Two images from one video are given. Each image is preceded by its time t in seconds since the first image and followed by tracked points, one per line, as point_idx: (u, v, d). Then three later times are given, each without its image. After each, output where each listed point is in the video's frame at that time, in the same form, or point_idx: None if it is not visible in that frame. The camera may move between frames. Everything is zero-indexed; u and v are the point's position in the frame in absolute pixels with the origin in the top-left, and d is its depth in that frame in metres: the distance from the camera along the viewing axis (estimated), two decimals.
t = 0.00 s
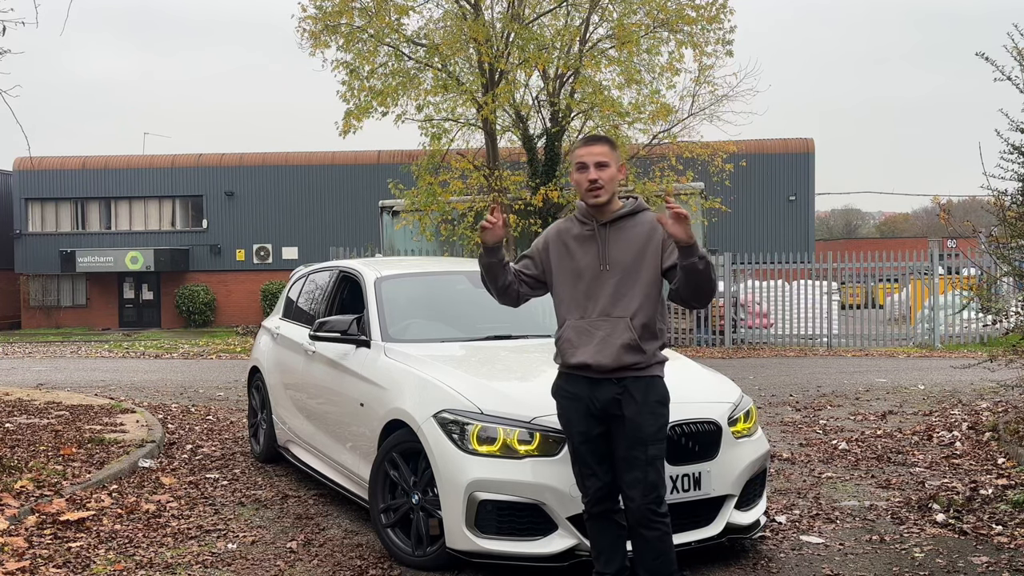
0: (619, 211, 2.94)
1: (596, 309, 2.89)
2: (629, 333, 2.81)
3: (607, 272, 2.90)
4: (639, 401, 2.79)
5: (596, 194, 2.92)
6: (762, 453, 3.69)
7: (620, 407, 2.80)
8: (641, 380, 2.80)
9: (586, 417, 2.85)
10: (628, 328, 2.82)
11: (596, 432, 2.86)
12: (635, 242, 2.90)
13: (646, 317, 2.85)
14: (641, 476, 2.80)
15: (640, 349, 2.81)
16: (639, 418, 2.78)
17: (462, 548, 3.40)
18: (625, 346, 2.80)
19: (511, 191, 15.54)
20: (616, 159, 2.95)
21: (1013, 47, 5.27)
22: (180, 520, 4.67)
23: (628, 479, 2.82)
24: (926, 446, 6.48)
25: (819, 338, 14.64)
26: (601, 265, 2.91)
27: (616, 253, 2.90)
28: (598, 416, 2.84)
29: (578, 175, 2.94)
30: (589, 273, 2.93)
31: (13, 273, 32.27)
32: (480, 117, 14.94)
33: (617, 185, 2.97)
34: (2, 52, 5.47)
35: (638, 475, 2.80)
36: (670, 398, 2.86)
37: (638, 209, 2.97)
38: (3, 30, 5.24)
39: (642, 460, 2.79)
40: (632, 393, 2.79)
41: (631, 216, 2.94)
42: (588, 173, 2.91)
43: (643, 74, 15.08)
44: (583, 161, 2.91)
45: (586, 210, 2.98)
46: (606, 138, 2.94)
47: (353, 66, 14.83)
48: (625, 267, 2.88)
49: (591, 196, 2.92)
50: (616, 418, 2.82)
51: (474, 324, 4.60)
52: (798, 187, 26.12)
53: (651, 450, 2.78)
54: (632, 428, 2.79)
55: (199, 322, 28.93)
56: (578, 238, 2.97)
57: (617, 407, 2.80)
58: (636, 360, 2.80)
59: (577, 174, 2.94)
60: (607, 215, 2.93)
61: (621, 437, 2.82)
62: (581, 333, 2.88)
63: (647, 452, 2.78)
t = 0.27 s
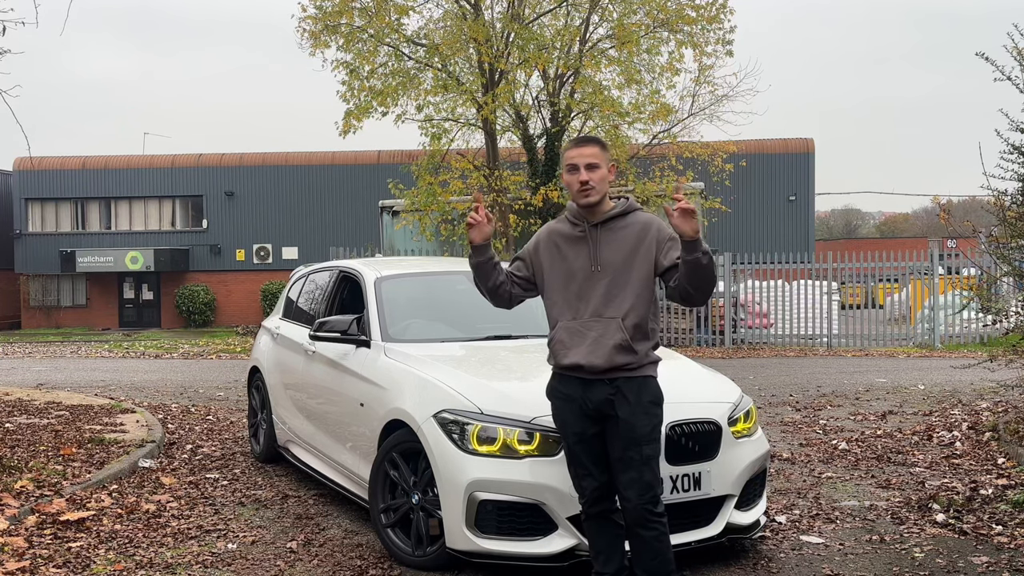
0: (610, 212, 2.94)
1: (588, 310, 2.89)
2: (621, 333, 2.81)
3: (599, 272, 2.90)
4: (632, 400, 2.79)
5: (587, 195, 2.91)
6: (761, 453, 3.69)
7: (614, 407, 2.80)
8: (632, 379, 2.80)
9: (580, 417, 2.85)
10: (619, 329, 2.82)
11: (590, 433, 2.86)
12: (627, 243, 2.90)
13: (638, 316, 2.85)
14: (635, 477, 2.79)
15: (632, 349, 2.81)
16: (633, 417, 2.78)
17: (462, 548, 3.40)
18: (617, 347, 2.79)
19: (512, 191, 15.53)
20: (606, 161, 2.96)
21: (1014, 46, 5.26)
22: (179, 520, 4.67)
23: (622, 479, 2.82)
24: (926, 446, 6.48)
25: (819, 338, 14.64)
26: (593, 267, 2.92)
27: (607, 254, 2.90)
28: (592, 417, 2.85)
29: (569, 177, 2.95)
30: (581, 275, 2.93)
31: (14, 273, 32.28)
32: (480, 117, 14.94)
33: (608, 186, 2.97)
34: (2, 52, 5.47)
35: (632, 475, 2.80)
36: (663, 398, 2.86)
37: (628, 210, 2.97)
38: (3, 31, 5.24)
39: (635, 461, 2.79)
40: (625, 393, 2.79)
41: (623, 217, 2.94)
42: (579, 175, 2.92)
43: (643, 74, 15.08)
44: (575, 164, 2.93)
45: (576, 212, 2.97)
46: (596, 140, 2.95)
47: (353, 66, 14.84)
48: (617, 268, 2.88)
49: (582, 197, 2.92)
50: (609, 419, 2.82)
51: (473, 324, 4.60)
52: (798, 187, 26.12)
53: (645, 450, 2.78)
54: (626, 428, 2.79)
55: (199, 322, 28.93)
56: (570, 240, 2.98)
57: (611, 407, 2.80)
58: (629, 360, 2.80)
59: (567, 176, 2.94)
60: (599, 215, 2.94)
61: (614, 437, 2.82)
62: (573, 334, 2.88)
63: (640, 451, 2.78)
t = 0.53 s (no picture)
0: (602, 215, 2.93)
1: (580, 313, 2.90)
2: (613, 335, 2.80)
3: (590, 276, 2.90)
4: (625, 397, 2.79)
5: (576, 200, 2.92)
6: (761, 453, 3.69)
7: (608, 406, 2.80)
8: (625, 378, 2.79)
9: (576, 418, 2.86)
10: (611, 330, 2.81)
11: (586, 432, 2.87)
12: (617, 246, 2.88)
13: (629, 319, 2.83)
14: (631, 475, 2.79)
15: (624, 350, 2.80)
16: (627, 416, 2.78)
17: (462, 547, 3.40)
18: (609, 347, 2.79)
19: (512, 191, 15.54)
20: (597, 162, 2.94)
21: (1014, 46, 5.25)
22: (180, 520, 4.67)
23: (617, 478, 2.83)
24: (927, 446, 6.48)
25: (819, 338, 14.64)
26: (584, 270, 2.91)
27: (597, 257, 2.89)
28: (587, 416, 2.85)
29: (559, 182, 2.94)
30: (572, 278, 2.93)
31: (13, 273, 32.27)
32: (480, 117, 14.94)
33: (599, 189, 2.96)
34: (2, 52, 5.48)
35: (627, 475, 2.80)
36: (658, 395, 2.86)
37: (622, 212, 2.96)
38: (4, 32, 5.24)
39: (630, 459, 2.79)
40: (618, 391, 2.79)
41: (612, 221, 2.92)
42: (568, 179, 2.91)
43: (643, 73, 15.07)
44: (561, 169, 2.92)
45: (570, 214, 2.98)
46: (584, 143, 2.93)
47: (353, 66, 14.84)
48: (608, 271, 2.87)
49: (573, 201, 2.92)
50: (603, 417, 2.83)
51: (473, 324, 4.60)
52: (798, 187, 26.11)
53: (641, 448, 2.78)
54: (620, 427, 2.79)
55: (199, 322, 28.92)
56: (563, 243, 2.98)
57: (604, 405, 2.80)
58: (619, 361, 2.79)
59: (557, 180, 2.94)
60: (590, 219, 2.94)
61: (610, 436, 2.83)
62: (567, 336, 2.88)
63: (635, 449, 2.79)
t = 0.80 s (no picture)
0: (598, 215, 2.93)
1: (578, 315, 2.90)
2: (612, 336, 2.80)
3: (587, 277, 2.90)
4: (626, 396, 2.79)
5: (573, 201, 2.91)
6: (761, 453, 3.68)
7: (608, 405, 2.80)
8: (624, 377, 2.79)
9: (577, 419, 2.87)
10: (610, 331, 2.81)
11: (587, 432, 2.88)
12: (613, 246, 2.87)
13: (627, 319, 2.83)
14: (634, 475, 2.78)
15: (623, 350, 2.80)
16: (627, 414, 2.78)
17: (462, 548, 3.40)
18: (609, 348, 2.79)
19: (512, 191, 15.54)
20: (592, 163, 2.93)
21: (1013, 46, 5.24)
22: (179, 521, 4.67)
23: (617, 477, 2.82)
24: (927, 446, 6.48)
25: (819, 338, 14.64)
26: (581, 271, 2.91)
27: (594, 259, 2.89)
28: (588, 416, 2.86)
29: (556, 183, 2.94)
30: (570, 281, 2.93)
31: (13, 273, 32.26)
32: (480, 117, 14.93)
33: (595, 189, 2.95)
34: (2, 52, 5.48)
35: (631, 474, 2.78)
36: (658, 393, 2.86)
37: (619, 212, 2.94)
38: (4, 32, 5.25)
39: (634, 457, 2.78)
40: (618, 390, 2.79)
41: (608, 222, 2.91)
42: (565, 179, 2.90)
43: (643, 73, 15.07)
44: (557, 169, 2.90)
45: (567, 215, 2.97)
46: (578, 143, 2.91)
47: (353, 66, 14.84)
48: (606, 272, 2.86)
49: (568, 203, 2.92)
50: (604, 417, 2.83)
51: (473, 324, 4.60)
52: (799, 187, 26.11)
53: (642, 446, 2.77)
54: (622, 426, 2.79)
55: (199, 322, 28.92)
56: (560, 244, 2.98)
57: (603, 404, 2.80)
58: (618, 363, 2.80)
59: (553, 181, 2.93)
60: (587, 219, 2.93)
61: (610, 435, 2.82)
62: (565, 338, 2.88)
63: (638, 448, 2.77)
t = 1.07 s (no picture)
0: (596, 214, 2.94)
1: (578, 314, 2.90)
2: (611, 336, 2.79)
3: (587, 277, 2.90)
4: (627, 395, 2.78)
5: (573, 200, 2.93)
6: (761, 454, 3.68)
7: (607, 405, 2.80)
8: (623, 377, 2.79)
9: (576, 419, 2.87)
10: (610, 331, 2.80)
11: (586, 433, 2.88)
12: (612, 247, 2.88)
13: (627, 319, 2.82)
14: (635, 474, 2.77)
15: (622, 350, 2.79)
16: (626, 415, 2.78)
17: (462, 548, 3.40)
18: (608, 348, 2.79)
19: (512, 191, 15.55)
20: (591, 163, 2.95)
21: (1014, 47, 5.23)
22: (180, 520, 4.68)
23: (616, 477, 2.82)
24: (926, 446, 6.48)
25: (819, 338, 14.64)
26: (580, 272, 2.92)
27: (593, 259, 2.90)
28: (586, 417, 2.86)
29: (555, 183, 2.95)
30: (570, 281, 2.94)
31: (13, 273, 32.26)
32: (479, 117, 14.94)
33: (595, 188, 2.96)
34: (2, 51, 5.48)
35: (632, 474, 2.78)
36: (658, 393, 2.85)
37: (616, 211, 2.94)
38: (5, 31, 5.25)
39: (635, 458, 2.77)
40: (617, 391, 2.78)
41: (607, 221, 2.92)
42: (566, 179, 2.93)
43: (643, 73, 15.07)
44: (558, 169, 2.93)
45: (565, 214, 2.98)
46: (578, 143, 2.93)
47: (353, 66, 14.84)
48: (605, 272, 2.87)
49: (567, 201, 2.93)
50: (603, 418, 2.82)
51: (473, 324, 4.60)
52: (798, 187, 26.12)
53: (643, 447, 2.77)
54: (622, 426, 2.78)
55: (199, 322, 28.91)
56: (560, 244, 2.99)
57: (602, 406, 2.80)
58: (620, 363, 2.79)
59: (553, 180, 2.95)
60: (584, 218, 2.94)
61: (609, 436, 2.82)
62: (565, 339, 2.88)
63: (639, 448, 2.77)
